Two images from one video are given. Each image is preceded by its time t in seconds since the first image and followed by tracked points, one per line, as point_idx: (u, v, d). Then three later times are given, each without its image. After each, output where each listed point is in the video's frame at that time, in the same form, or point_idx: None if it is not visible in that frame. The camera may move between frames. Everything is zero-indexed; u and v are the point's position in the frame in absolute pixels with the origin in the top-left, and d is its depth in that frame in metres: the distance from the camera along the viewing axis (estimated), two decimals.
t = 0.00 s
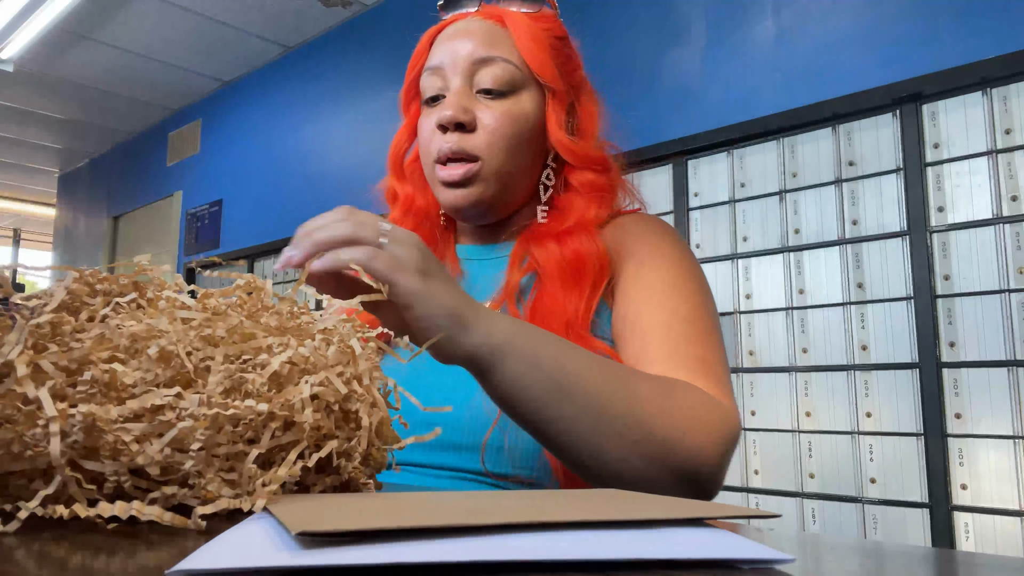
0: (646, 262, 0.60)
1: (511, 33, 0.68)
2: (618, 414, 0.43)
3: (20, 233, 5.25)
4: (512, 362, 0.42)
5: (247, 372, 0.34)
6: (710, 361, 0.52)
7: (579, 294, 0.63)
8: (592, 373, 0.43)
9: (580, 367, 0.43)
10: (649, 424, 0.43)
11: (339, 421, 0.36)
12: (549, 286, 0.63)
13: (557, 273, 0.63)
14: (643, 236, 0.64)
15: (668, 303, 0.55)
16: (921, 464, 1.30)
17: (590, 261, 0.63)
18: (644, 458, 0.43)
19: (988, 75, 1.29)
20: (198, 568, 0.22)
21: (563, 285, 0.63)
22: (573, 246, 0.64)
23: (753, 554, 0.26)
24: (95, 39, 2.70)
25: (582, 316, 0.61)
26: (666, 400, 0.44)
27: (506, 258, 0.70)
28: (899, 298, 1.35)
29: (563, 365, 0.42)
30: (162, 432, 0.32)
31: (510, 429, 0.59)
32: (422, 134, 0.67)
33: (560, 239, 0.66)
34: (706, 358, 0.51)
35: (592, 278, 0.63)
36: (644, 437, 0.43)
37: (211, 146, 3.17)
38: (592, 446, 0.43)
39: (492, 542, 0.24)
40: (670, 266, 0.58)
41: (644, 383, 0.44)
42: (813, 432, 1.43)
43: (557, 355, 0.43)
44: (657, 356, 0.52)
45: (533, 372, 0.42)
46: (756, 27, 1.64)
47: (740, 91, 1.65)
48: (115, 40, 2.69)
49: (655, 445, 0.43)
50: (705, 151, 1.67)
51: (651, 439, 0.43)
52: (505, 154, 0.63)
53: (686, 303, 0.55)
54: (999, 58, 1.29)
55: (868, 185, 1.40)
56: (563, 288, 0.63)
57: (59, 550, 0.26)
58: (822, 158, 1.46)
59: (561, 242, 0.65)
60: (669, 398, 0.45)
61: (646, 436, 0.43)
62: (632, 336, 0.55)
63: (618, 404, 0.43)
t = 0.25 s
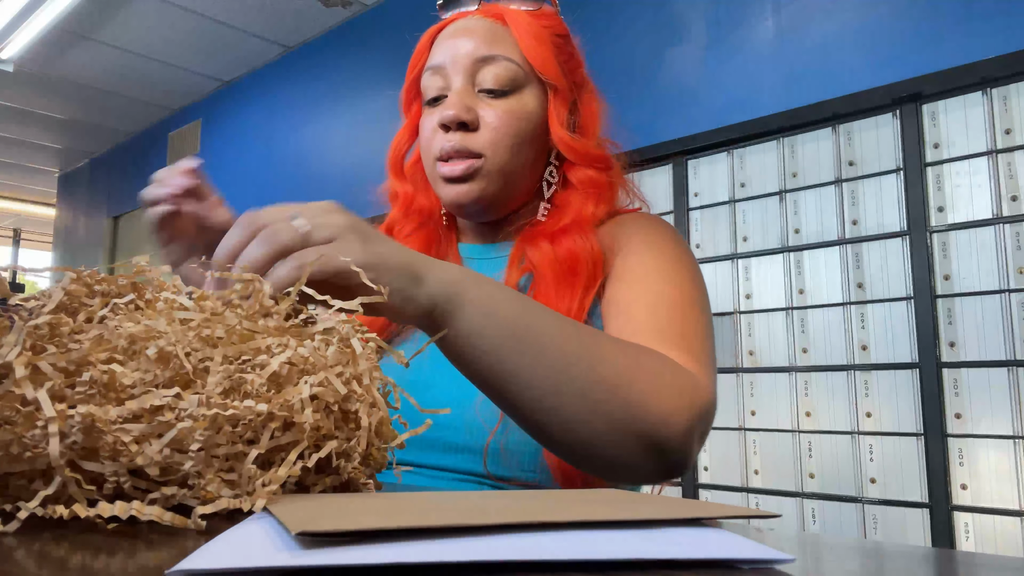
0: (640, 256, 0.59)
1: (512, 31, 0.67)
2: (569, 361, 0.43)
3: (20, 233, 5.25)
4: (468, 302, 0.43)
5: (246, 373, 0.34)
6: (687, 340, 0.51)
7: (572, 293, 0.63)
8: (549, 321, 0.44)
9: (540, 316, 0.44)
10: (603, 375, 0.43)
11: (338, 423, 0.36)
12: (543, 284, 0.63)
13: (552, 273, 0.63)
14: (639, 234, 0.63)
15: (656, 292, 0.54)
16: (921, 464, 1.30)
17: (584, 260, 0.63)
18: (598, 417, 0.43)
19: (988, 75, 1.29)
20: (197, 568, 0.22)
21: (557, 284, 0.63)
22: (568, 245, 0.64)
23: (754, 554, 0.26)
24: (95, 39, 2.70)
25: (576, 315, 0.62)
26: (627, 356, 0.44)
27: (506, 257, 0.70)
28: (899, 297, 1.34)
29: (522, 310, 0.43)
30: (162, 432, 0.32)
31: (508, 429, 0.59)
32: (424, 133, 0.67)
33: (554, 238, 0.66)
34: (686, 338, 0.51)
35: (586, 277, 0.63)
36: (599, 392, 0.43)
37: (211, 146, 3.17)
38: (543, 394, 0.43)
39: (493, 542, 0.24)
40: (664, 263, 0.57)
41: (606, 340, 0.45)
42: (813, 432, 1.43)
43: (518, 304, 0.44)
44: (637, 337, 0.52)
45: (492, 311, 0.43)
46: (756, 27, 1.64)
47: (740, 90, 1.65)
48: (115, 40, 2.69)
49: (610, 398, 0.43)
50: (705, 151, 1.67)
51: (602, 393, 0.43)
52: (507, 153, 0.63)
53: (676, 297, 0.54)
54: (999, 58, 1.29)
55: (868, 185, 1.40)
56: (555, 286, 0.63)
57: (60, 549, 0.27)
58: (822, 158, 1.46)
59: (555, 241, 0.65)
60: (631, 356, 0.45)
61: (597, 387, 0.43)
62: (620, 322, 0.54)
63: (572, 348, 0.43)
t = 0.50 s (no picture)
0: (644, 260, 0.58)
1: (512, 28, 0.68)
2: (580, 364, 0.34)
3: (20, 233, 5.26)
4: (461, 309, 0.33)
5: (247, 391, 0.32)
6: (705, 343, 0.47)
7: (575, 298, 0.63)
8: (558, 319, 0.35)
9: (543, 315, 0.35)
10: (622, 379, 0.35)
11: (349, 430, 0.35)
12: (546, 288, 0.64)
13: (556, 277, 0.63)
14: (643, 236, 0.62)
15: (662, 291, 0.52)
16: (921, 464, 1.30)
17: (589, 265, 0.63)
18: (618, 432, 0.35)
19: (988, 75, 1.29)
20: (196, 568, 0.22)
21: (561, 290, 0.63)
22: (572, 249, 0.64)
23: (753, 553, 0.26)
24: (95, 39, 2.70)
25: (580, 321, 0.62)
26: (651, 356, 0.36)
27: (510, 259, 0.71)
28: (899, 298, 1.34)
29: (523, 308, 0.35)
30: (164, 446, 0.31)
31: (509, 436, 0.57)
32: (425, 133, 0.66)
33: (558, 241, 0.65)
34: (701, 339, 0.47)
35: (591, 283, 0.63)
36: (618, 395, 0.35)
37: (211, 146, 3.17)
38: (555, 401, 0.35)
39: (492, 540, 0.24)
40: (668, 265, 0.56)
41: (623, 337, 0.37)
42: (813, 432, 1.43)
43: (523, 305, 0.35)
44: (645, 338, 0.49)
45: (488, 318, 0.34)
46: (756, 27, 1.64)
47: (740, 90, 1.65)
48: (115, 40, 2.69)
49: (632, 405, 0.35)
50: (705, 151, 1.67)
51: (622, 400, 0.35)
52: (509, 153, 0.63)
53: (684, 295, 0.52)
54: (999, 58, 1.30)
55: (868, 185, 1.40)
56: (559, 291, 0.63)
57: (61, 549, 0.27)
58: (823, 158, 1.46)
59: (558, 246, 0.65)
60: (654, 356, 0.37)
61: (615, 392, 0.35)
62: (625, 322, 0.53)
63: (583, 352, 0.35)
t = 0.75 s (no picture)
0: (647, 267, 0.59)
1: (505, 27, 0.67)
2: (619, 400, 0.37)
3: (20, 233, 5.26)
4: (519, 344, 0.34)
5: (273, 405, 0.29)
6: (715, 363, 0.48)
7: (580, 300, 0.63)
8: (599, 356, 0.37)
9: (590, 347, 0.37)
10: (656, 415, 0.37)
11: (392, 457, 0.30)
12: (551, 290, 0.64)
13: (562, 279, 0.64)
14: (649, 241, 0.62)
15: (670, 302, 0.53)
16: (921, 463, 1.30)
17: (595, 266, 0.63)
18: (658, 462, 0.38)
19: (988, 75, 1.29)
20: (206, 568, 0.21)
21: (565, 292, 0.63)
22: (577, 251, 0.64)
23: (756, 553, 0.26)
24: (95, 39, 2.70)
25: (586, 322, 0.62)
26: (683, 390, 0.39)
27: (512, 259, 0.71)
28: (899, 298, 1.34)
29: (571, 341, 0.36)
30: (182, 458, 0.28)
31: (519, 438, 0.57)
32: (422, 136, 0.66)
33: (563, 244, 0.66)
34: (711, 359, 0.48)
35: (598, 286, 0.63)
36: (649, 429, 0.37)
37: (211, 146, 3.17)
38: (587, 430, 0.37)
39: (494, 538, 0.24)
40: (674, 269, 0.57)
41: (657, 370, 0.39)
42: (814, 432, 1.43)
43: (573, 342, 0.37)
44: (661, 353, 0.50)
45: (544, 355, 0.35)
46: (756, 27, 1.64)
47: (740, 90, 1.65)
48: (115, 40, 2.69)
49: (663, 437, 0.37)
50: (705, 151, 1.67)
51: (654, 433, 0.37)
52: (506, 153, 0.63)
53: (692, 305, 0.53)
54: (999, 58, 1.30)
55: (868, 185, 1.40)
56: (564, 293, 0.63)
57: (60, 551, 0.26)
58: (823, 158, 1.46)
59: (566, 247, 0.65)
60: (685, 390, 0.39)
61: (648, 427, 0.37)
62: (632, 331, 0.54)
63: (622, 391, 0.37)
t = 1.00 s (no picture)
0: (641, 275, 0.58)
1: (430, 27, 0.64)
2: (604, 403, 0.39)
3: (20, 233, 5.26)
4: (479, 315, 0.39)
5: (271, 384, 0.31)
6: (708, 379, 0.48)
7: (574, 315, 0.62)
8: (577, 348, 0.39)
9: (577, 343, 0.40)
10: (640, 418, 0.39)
11: (373, 423, 0.33)
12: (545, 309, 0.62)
13: (552, 295, 0.62)
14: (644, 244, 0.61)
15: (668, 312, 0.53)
16: (921, 464, 1.30)
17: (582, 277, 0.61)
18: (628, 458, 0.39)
19: (988, 75, 1.29)
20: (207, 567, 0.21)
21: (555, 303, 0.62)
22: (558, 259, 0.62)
23: (752, 554, 0.26)
24: (95, 39, 2.70)
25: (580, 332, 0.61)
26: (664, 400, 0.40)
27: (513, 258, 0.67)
28: (899, 298, 1.34)
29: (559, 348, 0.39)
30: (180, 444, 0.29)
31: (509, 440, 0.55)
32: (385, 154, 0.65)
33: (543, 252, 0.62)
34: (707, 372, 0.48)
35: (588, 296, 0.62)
36: (630, 435, 0.39)
37: (211, 146, 3.17)
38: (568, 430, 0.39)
39: (496, 543, 0.24)
40: (665, 273, 0.56)
41: (638, 374, 0.41)
42: (814, 432, 1.43)
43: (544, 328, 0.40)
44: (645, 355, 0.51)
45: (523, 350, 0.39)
46: (755, 26, 1.64)
47: (739, 90, 1.65)
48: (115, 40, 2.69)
49: (641, 445, 0.39)
50: (705, 151, 1.67)
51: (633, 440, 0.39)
52: (429, 144, 0.58)
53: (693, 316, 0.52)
54: (1000, 58, 1.29)
55: (868, 185, 1.40)
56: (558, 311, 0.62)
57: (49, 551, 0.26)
58: (823, 158, 1.46)
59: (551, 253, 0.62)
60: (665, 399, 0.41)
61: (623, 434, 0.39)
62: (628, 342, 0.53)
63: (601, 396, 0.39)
